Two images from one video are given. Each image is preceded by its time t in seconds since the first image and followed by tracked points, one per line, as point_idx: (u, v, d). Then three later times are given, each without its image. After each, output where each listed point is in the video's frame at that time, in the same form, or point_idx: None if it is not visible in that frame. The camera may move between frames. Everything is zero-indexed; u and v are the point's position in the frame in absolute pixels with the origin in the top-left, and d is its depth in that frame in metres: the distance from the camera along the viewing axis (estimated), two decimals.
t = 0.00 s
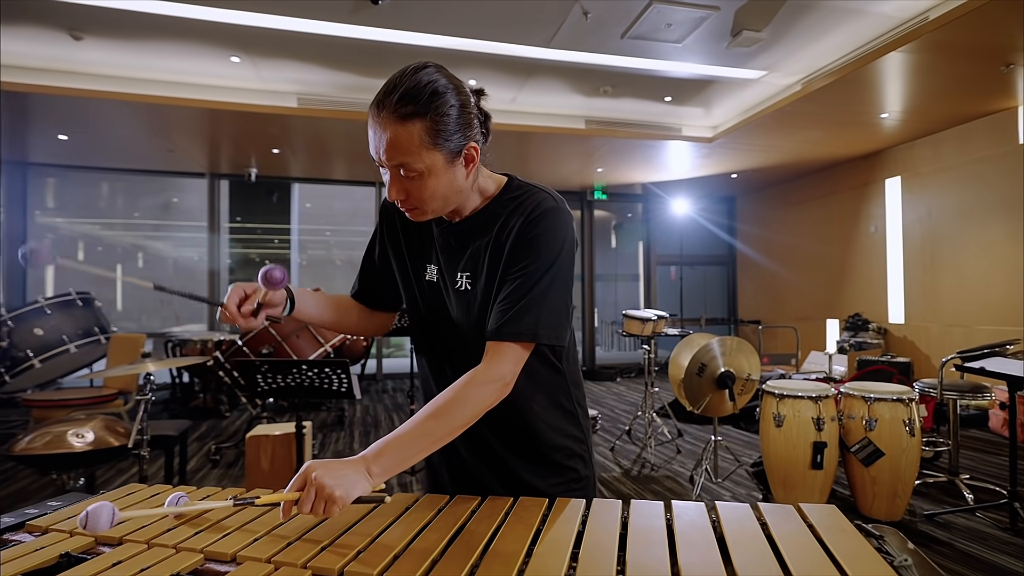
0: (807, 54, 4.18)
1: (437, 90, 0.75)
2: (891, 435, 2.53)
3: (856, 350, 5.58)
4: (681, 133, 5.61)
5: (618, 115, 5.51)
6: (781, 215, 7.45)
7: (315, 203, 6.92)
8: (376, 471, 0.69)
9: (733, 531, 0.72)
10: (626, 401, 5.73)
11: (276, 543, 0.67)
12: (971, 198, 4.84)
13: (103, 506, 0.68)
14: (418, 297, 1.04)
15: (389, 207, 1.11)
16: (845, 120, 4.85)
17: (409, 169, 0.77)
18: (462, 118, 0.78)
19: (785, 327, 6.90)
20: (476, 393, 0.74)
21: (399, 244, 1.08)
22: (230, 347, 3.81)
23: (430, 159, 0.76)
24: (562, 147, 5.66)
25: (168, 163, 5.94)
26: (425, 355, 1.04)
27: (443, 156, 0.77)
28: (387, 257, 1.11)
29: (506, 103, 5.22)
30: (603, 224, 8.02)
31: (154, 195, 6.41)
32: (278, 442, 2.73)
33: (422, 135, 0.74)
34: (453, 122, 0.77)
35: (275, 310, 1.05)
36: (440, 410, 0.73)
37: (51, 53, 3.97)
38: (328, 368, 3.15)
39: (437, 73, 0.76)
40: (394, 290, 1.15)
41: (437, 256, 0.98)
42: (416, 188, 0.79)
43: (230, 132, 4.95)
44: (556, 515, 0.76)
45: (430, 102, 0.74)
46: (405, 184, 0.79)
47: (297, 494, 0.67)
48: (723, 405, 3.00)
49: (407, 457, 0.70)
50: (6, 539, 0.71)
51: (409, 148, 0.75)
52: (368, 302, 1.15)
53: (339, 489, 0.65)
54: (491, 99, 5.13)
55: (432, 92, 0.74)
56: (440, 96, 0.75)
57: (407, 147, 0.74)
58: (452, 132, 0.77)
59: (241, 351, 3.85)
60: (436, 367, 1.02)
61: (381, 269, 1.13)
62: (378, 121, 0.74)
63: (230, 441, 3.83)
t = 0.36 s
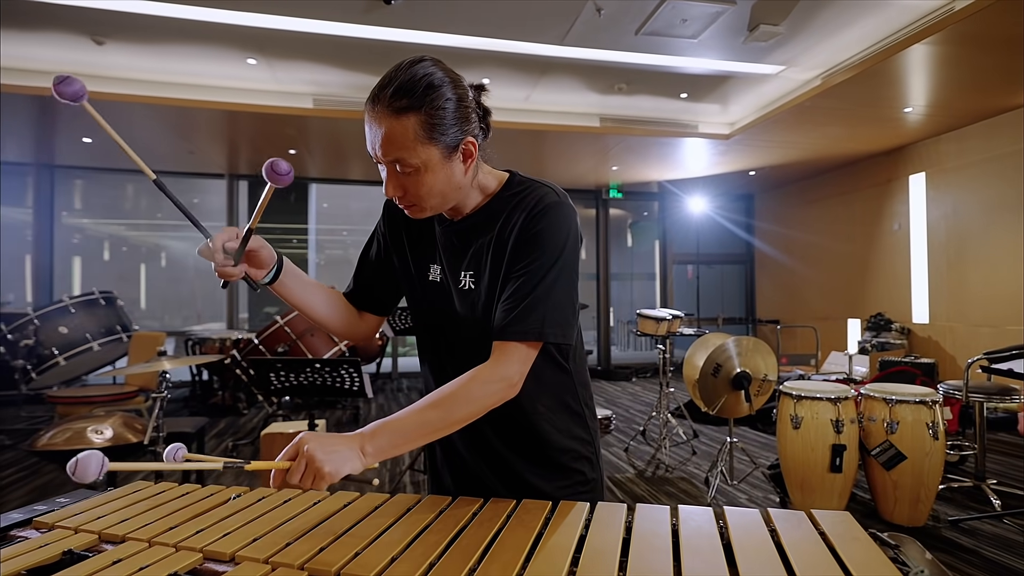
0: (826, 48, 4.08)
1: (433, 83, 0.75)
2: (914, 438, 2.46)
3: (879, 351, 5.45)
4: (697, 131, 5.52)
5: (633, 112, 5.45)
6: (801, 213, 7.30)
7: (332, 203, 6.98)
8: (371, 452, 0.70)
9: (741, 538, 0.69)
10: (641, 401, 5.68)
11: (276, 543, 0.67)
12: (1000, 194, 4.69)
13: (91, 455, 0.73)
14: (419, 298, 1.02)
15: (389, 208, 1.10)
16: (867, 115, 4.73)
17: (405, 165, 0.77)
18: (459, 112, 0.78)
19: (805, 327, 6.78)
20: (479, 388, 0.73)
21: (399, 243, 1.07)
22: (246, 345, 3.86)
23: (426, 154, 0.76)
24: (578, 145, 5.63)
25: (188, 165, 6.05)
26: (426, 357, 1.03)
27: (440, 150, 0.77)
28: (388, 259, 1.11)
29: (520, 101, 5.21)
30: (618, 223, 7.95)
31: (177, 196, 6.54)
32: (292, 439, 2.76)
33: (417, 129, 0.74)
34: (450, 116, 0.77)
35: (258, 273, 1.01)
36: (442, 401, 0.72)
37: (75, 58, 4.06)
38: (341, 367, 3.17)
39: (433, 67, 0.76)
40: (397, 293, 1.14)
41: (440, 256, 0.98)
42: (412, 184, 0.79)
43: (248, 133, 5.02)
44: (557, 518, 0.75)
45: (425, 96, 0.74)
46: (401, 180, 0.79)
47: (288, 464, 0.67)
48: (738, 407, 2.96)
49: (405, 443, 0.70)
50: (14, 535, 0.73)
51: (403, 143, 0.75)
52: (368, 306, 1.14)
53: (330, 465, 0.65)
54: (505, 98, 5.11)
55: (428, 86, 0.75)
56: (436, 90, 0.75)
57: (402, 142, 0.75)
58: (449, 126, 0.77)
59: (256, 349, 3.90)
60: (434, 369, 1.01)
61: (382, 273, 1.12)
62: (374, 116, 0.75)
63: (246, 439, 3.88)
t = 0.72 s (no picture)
0: (839, 45, 4.02)
1: (428, 87, 0.75)
2: (927, 441, 2.42)
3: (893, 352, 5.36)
4: (708, 130, 5.46)
5: (643, 112, 5.42)
6: (815, 212, 7.20)
7: (343, 203, 7.03)
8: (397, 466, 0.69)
9: (733, 544, 0.69)
10: (652, 402, 5.65)
11: (270, 543, 0.68)
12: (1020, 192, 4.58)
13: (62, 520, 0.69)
14: (418, 309, 1.02)
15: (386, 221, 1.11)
16: (882, 112, 4.65)
17: (400, 169, 0.77)
18: (455, 116, 0.79)
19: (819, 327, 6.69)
20: (499, 397, 0.74)
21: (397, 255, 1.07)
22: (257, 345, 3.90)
23: (421, 159, 0.76)
24: (588, 145, 5.61)
25: (202, 167, 6.13)
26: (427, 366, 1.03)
27: (435, 155, 0.78)
28: (386, 272, 1.11)
29: (528, 102, 5.20)
30: (629, 223, 7.92)
31: (193, 198, 6.64)
32: (301, 438, 2.78)
33: (412, 132, 0.75)
34: (445, 120, 0.77)
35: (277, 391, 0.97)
36: (462, 409, 0.72)
37: (92, 63, 4.14)
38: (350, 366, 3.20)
39: (430, 71, 0.77)
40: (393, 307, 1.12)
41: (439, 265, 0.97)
42: (407, 188, 0.79)
43: (261, 135, 5.09)
44: (550, 519, 0.76)
45: (422, 99, 0.74)
46: (396, 183, 0.79)
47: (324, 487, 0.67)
48: (747, 408, 2.94)
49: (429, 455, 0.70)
50: (19, 532, 0.75)
51: (399, 146, 0.75)
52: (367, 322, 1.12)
53: (362, 485, 0.65)
54: (515, 98, 5.11)
55: (424, 90, 0.75)
56: (432, 94, 0.76)
57: (398, 145, 0.75)
58: (444, 130, 0.77)
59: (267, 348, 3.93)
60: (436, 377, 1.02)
61: (381, 287, 1.12)
62: (369, 120, 0.75)
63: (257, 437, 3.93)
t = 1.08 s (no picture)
0: (849, 41, 3.97)
1: (430, 96, 0.78)
2: (937, 443, 2.38)
3: (907, 352, 5.28)
4: (718, 128, 5.41)
5: (652, 110, 5.39)
6: (828, 210, 7.10)
7: (354, 204, 7.07)
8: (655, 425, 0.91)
9: (719, 555, 0.68)
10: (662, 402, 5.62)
11: (257, 541, 0.70)
12: None
13: (20, 521, 0.65)
14: (425, 327, 1.04)
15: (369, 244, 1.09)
16: (895, 109, 4.57)
17: (408, 177, 0.78)
18: (456, 125, 0.81)
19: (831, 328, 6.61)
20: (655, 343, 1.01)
21: (388, 278, 1.06)
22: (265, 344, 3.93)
23: (428, 165, 0.77)
24: (598, 143, 5.59)
25: (215, 168, 6.20)
26: (438, 380, 1.06)
27: (441, 162, 0.79)
28: (376, 295, 1.10)
29: (536, 101, 5.19)
30: (638, 222, 7.87)
31: (206, 199, 6.72)
32: (308, 437, 2.81)
33: (420, 140, 0.76)
34: (448, 128, 0.80)
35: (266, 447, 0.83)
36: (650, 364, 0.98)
37: (105, 67, 4.21)
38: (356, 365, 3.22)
39: (428, 83, 0.80)
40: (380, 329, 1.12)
41: (451, 281, 1.01)
42: (413, 198, 0.80)
43: (272, 137, 5.14)
44: (535, 522, 0.77)
45: (425, 108, 0.76)
46: (402, 195, 0.80)
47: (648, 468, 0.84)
48: (753, 409, 2.91)
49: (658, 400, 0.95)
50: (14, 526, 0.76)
51: (408, 154, 0.76)
52: (358, 349, 1.11)
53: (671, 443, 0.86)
54: (522, 98, 5.10)
55: (427, 99, 0.77)
56: (434, 104, 0.78)
57: (407, 153, 0.76)
58: (448, 138, 0.79)
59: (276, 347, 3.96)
60: (453, 390, 1.05)
61: (367, 312, 1.10)
62: (374, 131, 0.76)
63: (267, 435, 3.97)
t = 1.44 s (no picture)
0: (853, 40, 3.94)
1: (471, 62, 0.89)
2: (939, 444, 2.35)
3: (914, 352, 5.23)
4: (722, 127, 5.39)
5: (656, 110, 5.37)
6: (835, 210, 7.05)
7: (359, 204, 7.10)
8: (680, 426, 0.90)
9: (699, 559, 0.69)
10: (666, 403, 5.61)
11: (242, 535, 0.71)
12: None
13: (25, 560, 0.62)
14: (432, 305, 1.05)
15: (387, 220, 1.11)
16: (901, 107, 4.53)
17: (486, 130, 0.86)
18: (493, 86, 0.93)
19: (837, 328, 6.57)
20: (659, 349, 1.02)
21: (403, 255, 1.09)
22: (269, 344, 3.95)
23: (497, 116, 0.87)
24: (602, 143, 5.58)
25: (222, 169, 6.26)
26: (441, 360, 1.06)
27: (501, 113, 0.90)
28: (391, 273, 1.12)
29: (539, 101, 5.20)
30: (643, 222, 7.85)
31: (214, 200, 6.78)
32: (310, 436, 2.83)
33: (486, 95, 0.86)
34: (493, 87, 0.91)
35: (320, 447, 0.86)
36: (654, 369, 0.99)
37: (113, 70, 4.27)
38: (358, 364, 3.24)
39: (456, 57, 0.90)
40: (392, 308, 1.14)
41: (461, 261, 1.03)
42: (491, 151, 0.88)
43: (278, 138, 5.18)
44: (518, 520, 0.78)
45: (475, 70, 0.87)
46: (482, 150, 0.87)
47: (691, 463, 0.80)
48: (755, 409, 2.89)
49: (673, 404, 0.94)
50: (10, 519, 0.78)
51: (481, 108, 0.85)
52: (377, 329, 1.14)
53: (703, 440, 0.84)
54: (525, 98, 5.10)
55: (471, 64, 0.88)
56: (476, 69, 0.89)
57: (482, 107, 0.85)
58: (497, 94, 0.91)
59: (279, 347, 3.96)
60: (455, 369, 1.05)
61: (383, 289, 1.13)
62: (445, 98, 0.84)
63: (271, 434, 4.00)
